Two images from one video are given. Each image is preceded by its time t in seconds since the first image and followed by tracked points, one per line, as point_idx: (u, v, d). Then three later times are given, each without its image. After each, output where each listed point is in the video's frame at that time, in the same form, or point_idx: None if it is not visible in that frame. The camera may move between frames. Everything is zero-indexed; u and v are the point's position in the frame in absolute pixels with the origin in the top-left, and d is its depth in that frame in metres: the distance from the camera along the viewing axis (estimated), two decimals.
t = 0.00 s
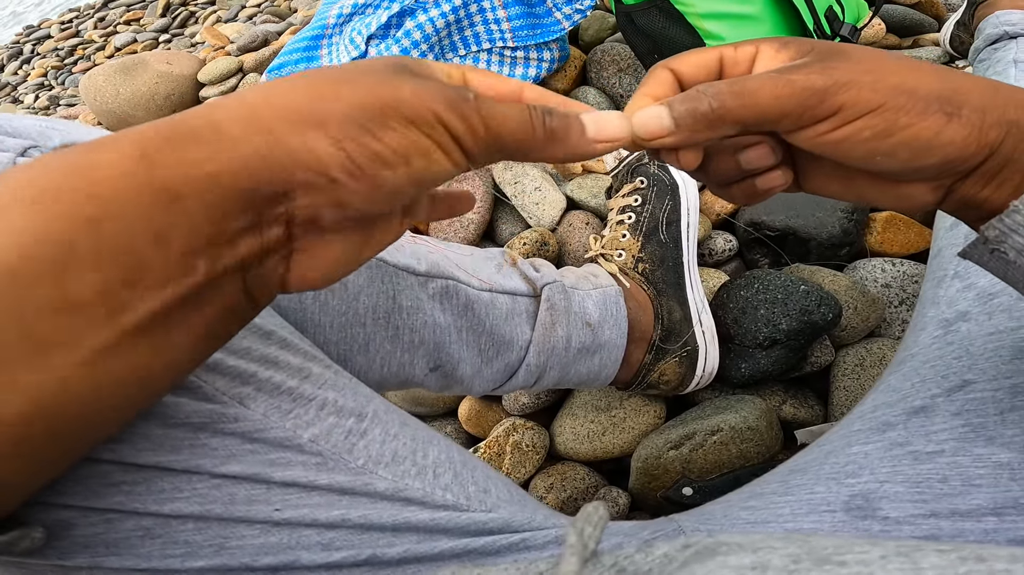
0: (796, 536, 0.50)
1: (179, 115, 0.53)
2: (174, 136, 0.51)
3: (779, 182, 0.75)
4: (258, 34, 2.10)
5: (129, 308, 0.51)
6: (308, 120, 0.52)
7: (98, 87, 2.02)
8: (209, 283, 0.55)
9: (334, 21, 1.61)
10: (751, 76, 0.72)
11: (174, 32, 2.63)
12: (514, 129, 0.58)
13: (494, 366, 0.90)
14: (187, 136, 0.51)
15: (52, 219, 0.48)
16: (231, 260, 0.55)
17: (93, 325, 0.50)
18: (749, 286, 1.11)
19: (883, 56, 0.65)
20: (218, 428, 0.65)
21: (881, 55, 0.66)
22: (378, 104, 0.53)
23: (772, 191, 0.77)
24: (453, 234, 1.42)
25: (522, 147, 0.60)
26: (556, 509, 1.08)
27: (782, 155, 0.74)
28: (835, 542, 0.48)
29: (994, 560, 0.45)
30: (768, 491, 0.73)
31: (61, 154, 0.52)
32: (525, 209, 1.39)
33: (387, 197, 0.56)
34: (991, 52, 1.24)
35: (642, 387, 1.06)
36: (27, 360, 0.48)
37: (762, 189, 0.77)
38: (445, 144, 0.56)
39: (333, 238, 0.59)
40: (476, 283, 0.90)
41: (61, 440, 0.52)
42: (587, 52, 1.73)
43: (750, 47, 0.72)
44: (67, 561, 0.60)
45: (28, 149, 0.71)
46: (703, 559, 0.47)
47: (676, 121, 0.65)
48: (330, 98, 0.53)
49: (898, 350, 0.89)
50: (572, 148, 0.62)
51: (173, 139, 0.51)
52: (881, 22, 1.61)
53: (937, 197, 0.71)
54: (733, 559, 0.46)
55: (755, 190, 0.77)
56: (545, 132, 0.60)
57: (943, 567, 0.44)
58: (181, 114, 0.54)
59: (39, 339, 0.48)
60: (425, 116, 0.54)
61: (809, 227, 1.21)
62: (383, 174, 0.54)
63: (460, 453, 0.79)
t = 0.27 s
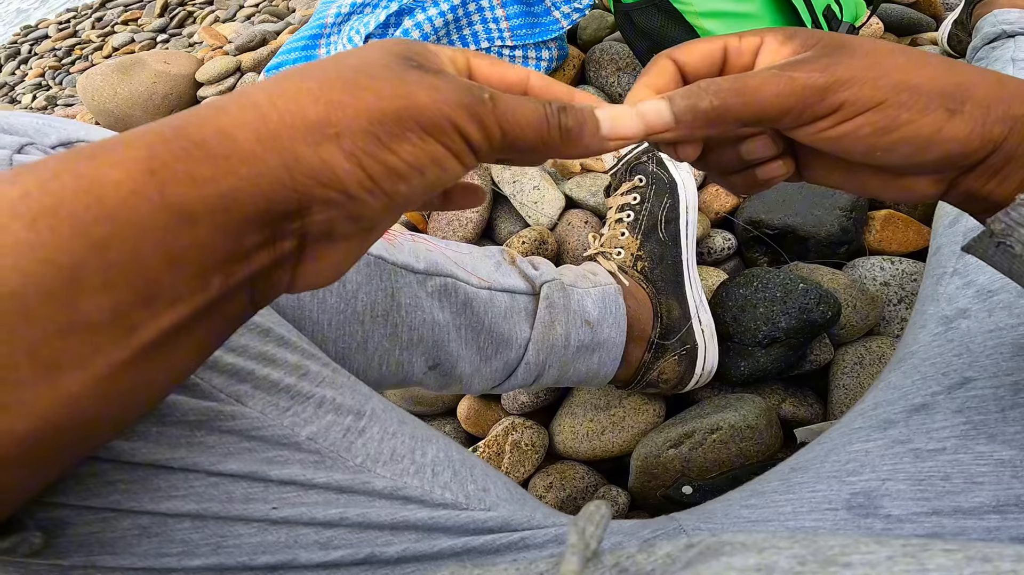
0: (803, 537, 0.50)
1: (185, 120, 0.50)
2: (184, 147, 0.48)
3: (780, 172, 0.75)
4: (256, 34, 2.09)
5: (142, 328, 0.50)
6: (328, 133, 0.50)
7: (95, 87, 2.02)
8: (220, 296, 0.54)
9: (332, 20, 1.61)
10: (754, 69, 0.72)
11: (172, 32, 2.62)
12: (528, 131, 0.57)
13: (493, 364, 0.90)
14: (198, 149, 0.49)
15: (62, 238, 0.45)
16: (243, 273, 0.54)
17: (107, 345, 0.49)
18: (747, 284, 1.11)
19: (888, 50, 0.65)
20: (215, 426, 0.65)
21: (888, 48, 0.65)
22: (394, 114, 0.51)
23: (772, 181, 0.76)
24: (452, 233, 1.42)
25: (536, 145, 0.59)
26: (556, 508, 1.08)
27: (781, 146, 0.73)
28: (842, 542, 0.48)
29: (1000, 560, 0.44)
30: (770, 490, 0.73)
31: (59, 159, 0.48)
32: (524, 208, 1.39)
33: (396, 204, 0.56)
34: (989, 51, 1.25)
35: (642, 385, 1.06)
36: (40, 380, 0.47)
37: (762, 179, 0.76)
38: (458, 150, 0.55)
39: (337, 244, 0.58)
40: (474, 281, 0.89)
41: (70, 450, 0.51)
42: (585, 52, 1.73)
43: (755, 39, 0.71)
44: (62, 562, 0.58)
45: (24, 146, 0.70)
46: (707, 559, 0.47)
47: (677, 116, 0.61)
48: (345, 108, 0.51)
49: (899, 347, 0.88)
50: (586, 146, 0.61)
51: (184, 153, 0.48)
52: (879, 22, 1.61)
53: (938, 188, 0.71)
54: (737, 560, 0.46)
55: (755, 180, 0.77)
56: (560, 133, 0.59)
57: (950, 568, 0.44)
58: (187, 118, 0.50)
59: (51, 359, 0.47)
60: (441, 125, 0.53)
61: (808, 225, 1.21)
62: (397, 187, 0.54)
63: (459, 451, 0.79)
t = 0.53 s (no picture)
0: (802, 535, 0.50)
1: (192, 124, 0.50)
2: (191, 149, 0.48)
3: (776, 180, 0.75)
4: (254, 34, 2.09)
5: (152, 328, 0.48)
6: (332, 131, 0.50)
7: (92, 87, 2.01)
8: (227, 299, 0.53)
9: (330, 20, 1.61)
10: (745, 74, 0.72)
11: (169, 32, 2.62)
12: (525, 120, 0.57)
13: (492, 363, 0.89)
14: (207, 149, 0.48)
15: (72, 236, 0.44)
16: (250, 276, 0.53)
17: (115, 346, 0.47)
18: (746, 283, 1.11)
19: (880, 52, 0.65)
20: (213, 426, 0.65)
21: (879, 51, 0.65)
22: (400, 109, 0.51)
23: (769, 188, 0.77)
24: (451, 233, 1.42)
25: (534, 137, 0.60)
26: (555, 508, 1.08)
27: (778, 154, 0.73)
28: (841, 541, 0.48)
29: (1000, 558, 0.44)
30: (769, 489, 0.73)
31: (66, 161, 0.48)
32: (523, 207, 1.39)
33: (400, 205, 0.56)
34: (986, 50, 1.25)
35: (641, 384, 1.06)
36: (49, 378, 0.45)
37: (758, 187, 0.76)
38: (463, 144, 0.55)
39: (341, 247, 0.58)
40: (473, 280, 0.89)
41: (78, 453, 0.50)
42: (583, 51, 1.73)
43: (744, 45, 0.71)
44: (60, 562, 0.58)
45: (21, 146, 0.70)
46: (706, 558, 0.47)
47: (670, 128, 0.64)
48: (352, 108, 0.51)
49: (897, 346, 0.88)
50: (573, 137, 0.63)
51: (193, 155, 0.48)
52: (876, 21, 1.61)
53: (935, 192, 0.71)
54: (736, 559, 0.45)
55: (752, 188, 0.77)
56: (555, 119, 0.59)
57: (949, 568, 0.44)
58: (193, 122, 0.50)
59: (61, 357, 0.45)
60: (445, 119, 0.53)
61: (807, 225, 1.21)
62: (403, 185, 0.54)
63: (458, 451, 0.79)
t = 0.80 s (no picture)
0: (801, 535, 0.50)
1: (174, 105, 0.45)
2: (167, 139, 0.44)
3: (779, 177, 0.74)
4: (252, 33, 2.09)
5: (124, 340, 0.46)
6: (345, 118, 0.47)
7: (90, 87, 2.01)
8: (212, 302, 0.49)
9: (328, 20, 1.61)
10: (756, 68, 0.72)
11: (167, 32, 2.62)
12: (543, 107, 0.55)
13: (491, 363, 0.89)
14: (185, 139, 0.44)
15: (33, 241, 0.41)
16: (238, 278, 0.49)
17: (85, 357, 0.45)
18: (745, 283, 1.11)
19: (889, 50, 0.66)
20: (211, 427, 0.65)
21: (887, 48, 0.66)
22: (423, 97, 0.49)
23: (772, 185, 0.76)
24: (450, 233, 1.42)
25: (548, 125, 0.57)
26: (555, 507, 1.08)
27: (782, 149, 0.73)
28: (840, 540, 0.48)
29: (999, 558, 0.44)
30: (769, 488, 0.73)
31: (33, 154, 0.44)
32: (521, 207, 1.39)
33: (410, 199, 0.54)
34: (984, 50, 1.25)
35: (640, 384, 1.06)
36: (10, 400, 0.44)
37: (762, 184, 0.75)
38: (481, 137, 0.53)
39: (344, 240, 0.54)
40: (472, 280, 0.89)
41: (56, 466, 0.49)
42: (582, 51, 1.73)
43: (754, 42, 0.72)
44: (59, 562, 0.58)
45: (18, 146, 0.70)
46: (706, 558, 0.47)
47: (681, 118, 0.62)
48: (365, 95, 0.47)
49: (896, 345, 0.88)
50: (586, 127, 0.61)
51: (169, 146, 0.44)
52: (874, 20, 1.61)
53: (943, 188, 0.72)
54: (736, 558, 0.45)
55: (754, 185, 0.76)
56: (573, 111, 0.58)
57: (947, 567, 0.44)
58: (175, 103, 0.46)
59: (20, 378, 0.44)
60: (466, 111, 0.51)
61: (805, 224, 1.21)
62: (418, 180, 0.52)
63: (457, 451, 0.78)
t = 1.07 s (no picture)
0: (799, 535, 0.50)
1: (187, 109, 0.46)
2: (180, 137, 0.45)
3: (804, 173, 0.74)
4: (249, 33, 2.08)
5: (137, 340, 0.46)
6: (354, 119, 0.47)
7: (86, 86, 2.00)
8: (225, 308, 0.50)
9: (324, 19, 1.61)
10: (779, 65, 0.72)
11: (163, 32, 2.61)
12: (557, 114, 0.55)
13: (488, 363, 0.89)
14: (199, 138, 0.45)
15: (45, 240, 0.41)
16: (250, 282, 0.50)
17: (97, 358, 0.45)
18: (742, 282, 1.11)
19: (920, 42, 0.66)
20: (206, 428, 0.65)
21: (917, 41, 0.66)
22: (429, 95, 0.48)
23: (795, 181, 0.75)
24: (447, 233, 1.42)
25: (567, 132, 0.57)
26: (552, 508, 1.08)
27: (807, 145, 0.73)
28: (839, 541, 0.48)
29: (997, 558, 0.44)
30: (768, 489, 0.73)
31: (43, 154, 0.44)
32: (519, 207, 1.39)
33: (424, 199, 0.52)
34: (981, 49, 1.25)
35: (637, 384, 1.06)
36: (21, 399, 0.43)
37: (786, 180, 0.75)
38: (494, 137, 0.53)
39: (358, 246, 0.54)
40: (469, 280, 0.89)
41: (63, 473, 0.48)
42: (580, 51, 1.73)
43: (776, 37, 0.72)
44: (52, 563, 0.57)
45: (13, 145, 0.70)
46: (703, 559, 0.47)
47: (711, 115, 0.63)
48: (375, 91, 0.48)
49: (894, 345, 0.88)
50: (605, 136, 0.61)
51: (184, 143, 0.44)
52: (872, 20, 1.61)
53: (969, 180, 0.72)
54: (733, 559, 0.45)
55: (778, 181, 0.76)
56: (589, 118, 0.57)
57: (945, 567, 0.43)
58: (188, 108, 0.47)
59: (32, 376, 0.43)
60: (476, 107, 0.50)
61: (802, 223, 1.21)
62: (430, 177, 0.51)
63: (454, 452, 0.78)
